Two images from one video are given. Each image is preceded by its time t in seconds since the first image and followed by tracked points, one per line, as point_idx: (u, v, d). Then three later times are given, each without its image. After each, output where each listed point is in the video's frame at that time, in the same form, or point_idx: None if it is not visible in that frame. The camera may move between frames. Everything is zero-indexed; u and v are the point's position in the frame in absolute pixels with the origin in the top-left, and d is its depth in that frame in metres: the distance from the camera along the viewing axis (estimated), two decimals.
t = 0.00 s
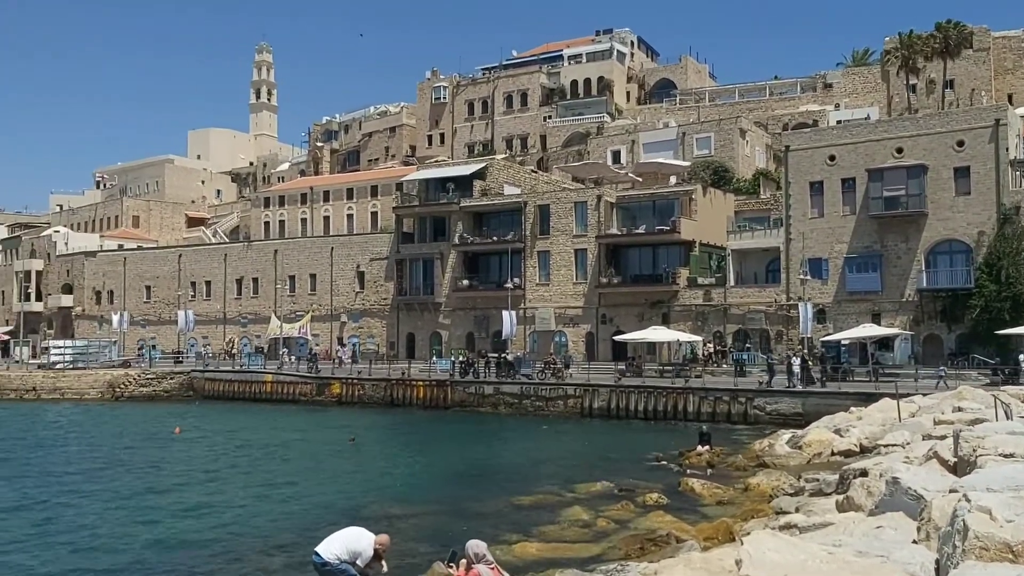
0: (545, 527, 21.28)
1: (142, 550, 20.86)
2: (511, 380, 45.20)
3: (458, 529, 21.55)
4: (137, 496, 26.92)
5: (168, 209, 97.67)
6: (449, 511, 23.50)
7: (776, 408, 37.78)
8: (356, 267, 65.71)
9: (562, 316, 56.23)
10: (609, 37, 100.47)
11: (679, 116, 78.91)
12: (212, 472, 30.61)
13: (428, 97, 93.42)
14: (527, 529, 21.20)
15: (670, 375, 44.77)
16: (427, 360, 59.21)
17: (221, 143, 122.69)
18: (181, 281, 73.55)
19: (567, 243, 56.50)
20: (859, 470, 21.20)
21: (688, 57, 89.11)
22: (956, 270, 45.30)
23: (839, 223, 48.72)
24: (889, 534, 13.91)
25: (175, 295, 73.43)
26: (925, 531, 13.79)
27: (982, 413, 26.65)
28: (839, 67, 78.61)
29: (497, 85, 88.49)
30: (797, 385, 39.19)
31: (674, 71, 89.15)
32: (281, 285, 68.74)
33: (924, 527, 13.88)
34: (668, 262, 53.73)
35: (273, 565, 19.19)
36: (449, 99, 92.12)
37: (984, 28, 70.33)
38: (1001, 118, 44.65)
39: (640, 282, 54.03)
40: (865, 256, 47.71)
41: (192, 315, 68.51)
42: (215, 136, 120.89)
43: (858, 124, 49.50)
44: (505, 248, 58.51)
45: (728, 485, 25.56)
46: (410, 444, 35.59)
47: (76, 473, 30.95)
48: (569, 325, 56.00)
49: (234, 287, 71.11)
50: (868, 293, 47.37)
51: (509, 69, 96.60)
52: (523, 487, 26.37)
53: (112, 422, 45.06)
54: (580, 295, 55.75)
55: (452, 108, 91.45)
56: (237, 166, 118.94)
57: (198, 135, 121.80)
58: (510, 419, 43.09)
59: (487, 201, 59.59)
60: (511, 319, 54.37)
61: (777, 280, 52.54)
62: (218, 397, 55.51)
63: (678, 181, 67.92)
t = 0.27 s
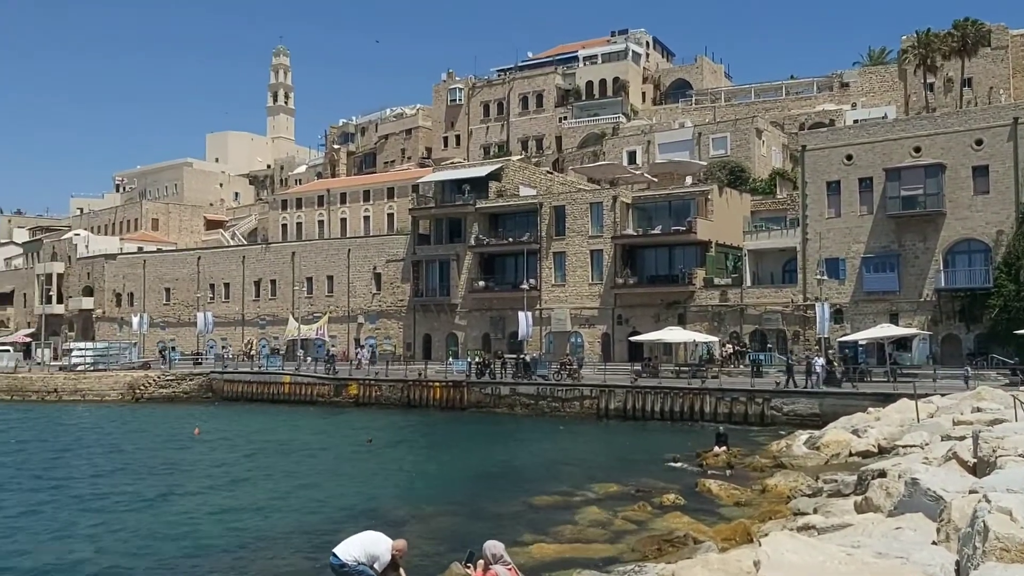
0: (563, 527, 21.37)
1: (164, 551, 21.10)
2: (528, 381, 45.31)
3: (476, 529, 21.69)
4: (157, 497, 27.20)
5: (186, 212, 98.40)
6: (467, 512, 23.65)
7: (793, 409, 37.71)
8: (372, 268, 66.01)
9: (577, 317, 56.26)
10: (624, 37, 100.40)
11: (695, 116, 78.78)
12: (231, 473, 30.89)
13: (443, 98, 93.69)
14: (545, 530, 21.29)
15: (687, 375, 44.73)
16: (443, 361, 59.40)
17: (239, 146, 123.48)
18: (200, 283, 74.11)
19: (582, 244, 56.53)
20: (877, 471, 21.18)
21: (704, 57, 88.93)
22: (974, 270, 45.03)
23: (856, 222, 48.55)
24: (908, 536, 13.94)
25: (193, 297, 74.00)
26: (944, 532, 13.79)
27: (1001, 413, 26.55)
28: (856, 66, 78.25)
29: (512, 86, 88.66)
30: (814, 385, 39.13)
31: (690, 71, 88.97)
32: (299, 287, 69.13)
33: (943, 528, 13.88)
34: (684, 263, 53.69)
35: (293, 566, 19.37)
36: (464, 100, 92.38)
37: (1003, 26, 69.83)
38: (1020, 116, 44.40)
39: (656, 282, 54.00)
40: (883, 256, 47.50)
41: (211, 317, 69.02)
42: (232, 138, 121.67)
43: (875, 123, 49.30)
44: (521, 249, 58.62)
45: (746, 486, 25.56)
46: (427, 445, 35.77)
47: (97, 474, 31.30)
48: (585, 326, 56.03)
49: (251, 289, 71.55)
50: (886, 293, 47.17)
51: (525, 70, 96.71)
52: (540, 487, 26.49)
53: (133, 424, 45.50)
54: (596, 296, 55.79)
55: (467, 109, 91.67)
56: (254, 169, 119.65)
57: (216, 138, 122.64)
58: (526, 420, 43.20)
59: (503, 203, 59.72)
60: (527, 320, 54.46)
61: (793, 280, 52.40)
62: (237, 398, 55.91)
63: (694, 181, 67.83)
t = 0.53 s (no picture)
0: (573, 528, 21.12)
1: (171, 550, 20.97)
2: (539, 381, 45.06)
3: (486, 529, 21.48)
4: (166, 497, 27.08)
5: (198, 213, 98.61)
6: (477, 512, 23.43)
7: (807, 410, 37.33)
8: (383, 269, 65.90)
9: (589, 317, 55.96)
10: (636, 36, 100.01)
11: (707, 115, 78.36)
12: (241, 473, 30.76)
13: (454, 98, 93.56)
14: (555, 530, 21.05)
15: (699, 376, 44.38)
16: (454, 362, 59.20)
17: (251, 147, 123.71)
18: (211, 284, 74.20)
19: (594, 244, 56.24)
20: (892, 472, 20.85)
21: (716, 56, 88.43)
22: (990, 269, 44.53)
23: (870, 222, 48.10)
24: (922, 536, 13.64)
25: (205, 297, 74.08)
26: (959, 532, 13.49)
27: (1018, 413, 26.15)
28: (870, 65, 77.68)
29: (524, 86, 88.45)
30: (828, 385, 38.76)
31: (702, 70, 88.51)
32: (309, 287, 69.08)
33: (959, 528, 13.58)
34: (696, 262, 53.33)
35: (300, 566, 19.19)
36: (475, 100, 92.24)
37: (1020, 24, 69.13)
38: None
39: (668, 282, 53.66)
40: (898, 255, 47.03)
41: (222, 318, 69.06)
42: (244, 140, 121.94)
43: (889, 121, 48.85)
44: (532, 249, 58.37)
45: (759, 486, 25.26)
46: (438, 445, 35.58)
47: (107, 474, 31.23)
48: (596, 326, 55.73)
49: (262, 289, 71.54)
50: (900, 292, 46.70)
51: (536, 70, 96.46)
52: (550, 488, 26.24)
53: (143, 424, 45.47)
54: (607, 296, 55.49)
55: (478, 109, 91.53)
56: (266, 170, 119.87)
57: (227, 139, 122.91)
58: (537, 420, 42.96)
59: (514, 203, 59.50)
60: (538, 321, 54.17)
61: (807, 280, 52.00)
62: (247, 399, 55.87)
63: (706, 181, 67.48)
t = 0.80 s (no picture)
0: (584, 528, 21.11)
1: (182, 551, 21.04)
2: (549, 382, 45.03)
3: (497, 530, 21.49)
4: (178, 498, 27.17)
5: (208, 214, 98.93)
6: (487, 512, 23.44)
7: (818, 410, 37.22)
8: (392, 269, 65.98)
9: (599, 317, 55.91)
10: (645, 36, 99.84)
11: (716, 114, 78.18)
12: (252, 474, 30.85)
13: (463, 99, 93.58)
14: (566, 530, 21.03)
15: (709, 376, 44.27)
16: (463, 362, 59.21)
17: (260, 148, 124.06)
18: (221, 285, 74.41)
19: (603, 244, 56.20)
20: (904, 471, 20.78)
21: (725, 55, 88.19)
22: (1002, 268, 44.31)
23: (881, 221, 47.92)
24: (935, 536, 13.58)
25: (215, 298, 74.31)
26: (972, 532, 13.45)
27: None
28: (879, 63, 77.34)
29: (532, 86, 88.44)
30: (838, 385, 38.65)
31: (711, 69, 88.29)
32: (319, 288, 69.21)
33: (972, 528, 13.53)
34: (706, 262, 53.21)
35: (311, 567, 19.20)
36: (484, 101, 92.27)
37: None
38: None
39: (678, 282, 53.56)
40: (908, 254, 46.85)
41: (232, 319, 69.27)
42: (253, 141, 122.34)
43: (899, 120, 48.66)
44: (541, 249, 58.35)
45: (770, 486, 25.20)
46: (448, 445, 35.60)
47: (119, 475, 31.33)
48: (606, 326, 55.67)
49: (272, 290, 71.71)
50: (911, 292, 46.51)
51: (545, 69, 96.40)
52: (560, 488, 26.22)
53: (155, 425, 45.65)
54: (617, 295, 55.42)
55: (487, 110, 91.56)
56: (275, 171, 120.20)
57: (237, 140, 123.25)
58: (547, 421, 42.95)
59: (523, 203, 59.48)
60: (547, 321, 54.12)
61: (817, 280, 51.88)
62: (258, 400, 56.03)
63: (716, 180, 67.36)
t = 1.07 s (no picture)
0: (604, 528, 21.07)
1: (204, 551, 21.16)
2: (567, 382, 44.99)
3: (516, 530, 21.48)
4: (199, 498, 27.34)
5: (227, 215, 99.53)
6: (507, 512, 23.43)
7: (838, 409, 37.00)
8: (410, 270, 66.13)
9: (617, 317, 55.79)
10: (662, 34, 99.51)
11: (734, 113, 77.83)
12: (273, 474, 31.01)
13: (480, 99, 93.62)
14: (586, 530, 21.00)
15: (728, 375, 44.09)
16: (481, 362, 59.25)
17: (278, 150, 124.68)
18: (240, 285, 74.84)
19: (621, 243, 56.10)
20: (927, 471, 20.61)
21: (743, 53, 87.77)
22: None
23: (901, 218, 47.56)
24: (960, 537, 13.47)
25: (234, 299, 74.74)
26: (997, 533, 13.34)
27: None
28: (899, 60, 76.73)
29: (549, 85, 88.39)
30: (859, 384, 38.41)
31: (729, 67, 87.88)
32: (337, 289, 69.46)
33: (996, 528, 13.42)
34: (725, 261, 52.99)
35: (330, 567, 19.24)
36: (501, 100, 92.28)
37: None
38: None
39: (696, 281, 53.37)
40: (929, 252, 46.46)
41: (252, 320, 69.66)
42: (271, 143, 122.97)
43: (919, 117, 48.28)
44: (559, 248, 58.30)
45: (791, 486, 25.07)
46: (467, 445, 35.63)
47: (140, 475, 31.56)
48: (624, 326, 55.56)
49: (291, 291, 72.03)
50: (932, 290, 46.13)
51: (562, 69, 96.31)
52: (580, 488, 26.18)
53: (176, 425, 45.96)
54: (635, 295, 55.30)
55: (504, 109, 91.59)
56: (293, 172, 120.75)
57: (255, 142, 123.94)
58: (566, 421, 42.92)
59: (540, 203, 59.45)
60: (565, 321, 54.07)
61: (837, 278, 51.60)
62: (277, 400, 56.32)
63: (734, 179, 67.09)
